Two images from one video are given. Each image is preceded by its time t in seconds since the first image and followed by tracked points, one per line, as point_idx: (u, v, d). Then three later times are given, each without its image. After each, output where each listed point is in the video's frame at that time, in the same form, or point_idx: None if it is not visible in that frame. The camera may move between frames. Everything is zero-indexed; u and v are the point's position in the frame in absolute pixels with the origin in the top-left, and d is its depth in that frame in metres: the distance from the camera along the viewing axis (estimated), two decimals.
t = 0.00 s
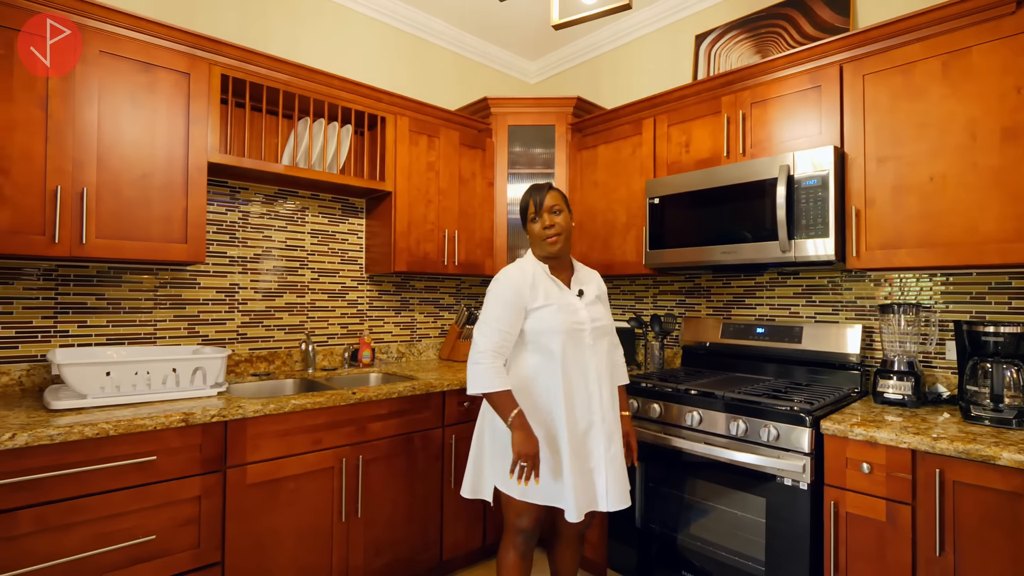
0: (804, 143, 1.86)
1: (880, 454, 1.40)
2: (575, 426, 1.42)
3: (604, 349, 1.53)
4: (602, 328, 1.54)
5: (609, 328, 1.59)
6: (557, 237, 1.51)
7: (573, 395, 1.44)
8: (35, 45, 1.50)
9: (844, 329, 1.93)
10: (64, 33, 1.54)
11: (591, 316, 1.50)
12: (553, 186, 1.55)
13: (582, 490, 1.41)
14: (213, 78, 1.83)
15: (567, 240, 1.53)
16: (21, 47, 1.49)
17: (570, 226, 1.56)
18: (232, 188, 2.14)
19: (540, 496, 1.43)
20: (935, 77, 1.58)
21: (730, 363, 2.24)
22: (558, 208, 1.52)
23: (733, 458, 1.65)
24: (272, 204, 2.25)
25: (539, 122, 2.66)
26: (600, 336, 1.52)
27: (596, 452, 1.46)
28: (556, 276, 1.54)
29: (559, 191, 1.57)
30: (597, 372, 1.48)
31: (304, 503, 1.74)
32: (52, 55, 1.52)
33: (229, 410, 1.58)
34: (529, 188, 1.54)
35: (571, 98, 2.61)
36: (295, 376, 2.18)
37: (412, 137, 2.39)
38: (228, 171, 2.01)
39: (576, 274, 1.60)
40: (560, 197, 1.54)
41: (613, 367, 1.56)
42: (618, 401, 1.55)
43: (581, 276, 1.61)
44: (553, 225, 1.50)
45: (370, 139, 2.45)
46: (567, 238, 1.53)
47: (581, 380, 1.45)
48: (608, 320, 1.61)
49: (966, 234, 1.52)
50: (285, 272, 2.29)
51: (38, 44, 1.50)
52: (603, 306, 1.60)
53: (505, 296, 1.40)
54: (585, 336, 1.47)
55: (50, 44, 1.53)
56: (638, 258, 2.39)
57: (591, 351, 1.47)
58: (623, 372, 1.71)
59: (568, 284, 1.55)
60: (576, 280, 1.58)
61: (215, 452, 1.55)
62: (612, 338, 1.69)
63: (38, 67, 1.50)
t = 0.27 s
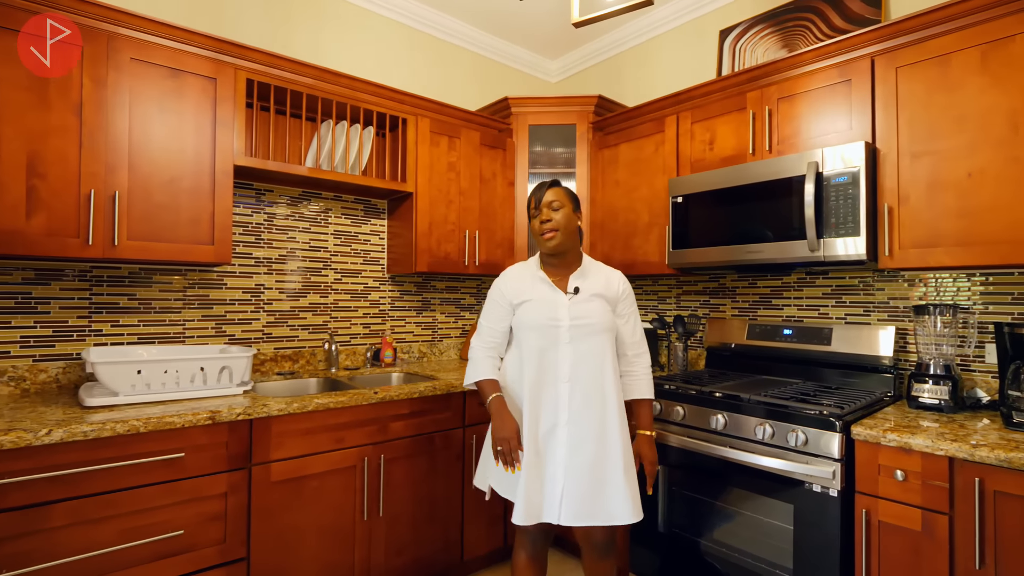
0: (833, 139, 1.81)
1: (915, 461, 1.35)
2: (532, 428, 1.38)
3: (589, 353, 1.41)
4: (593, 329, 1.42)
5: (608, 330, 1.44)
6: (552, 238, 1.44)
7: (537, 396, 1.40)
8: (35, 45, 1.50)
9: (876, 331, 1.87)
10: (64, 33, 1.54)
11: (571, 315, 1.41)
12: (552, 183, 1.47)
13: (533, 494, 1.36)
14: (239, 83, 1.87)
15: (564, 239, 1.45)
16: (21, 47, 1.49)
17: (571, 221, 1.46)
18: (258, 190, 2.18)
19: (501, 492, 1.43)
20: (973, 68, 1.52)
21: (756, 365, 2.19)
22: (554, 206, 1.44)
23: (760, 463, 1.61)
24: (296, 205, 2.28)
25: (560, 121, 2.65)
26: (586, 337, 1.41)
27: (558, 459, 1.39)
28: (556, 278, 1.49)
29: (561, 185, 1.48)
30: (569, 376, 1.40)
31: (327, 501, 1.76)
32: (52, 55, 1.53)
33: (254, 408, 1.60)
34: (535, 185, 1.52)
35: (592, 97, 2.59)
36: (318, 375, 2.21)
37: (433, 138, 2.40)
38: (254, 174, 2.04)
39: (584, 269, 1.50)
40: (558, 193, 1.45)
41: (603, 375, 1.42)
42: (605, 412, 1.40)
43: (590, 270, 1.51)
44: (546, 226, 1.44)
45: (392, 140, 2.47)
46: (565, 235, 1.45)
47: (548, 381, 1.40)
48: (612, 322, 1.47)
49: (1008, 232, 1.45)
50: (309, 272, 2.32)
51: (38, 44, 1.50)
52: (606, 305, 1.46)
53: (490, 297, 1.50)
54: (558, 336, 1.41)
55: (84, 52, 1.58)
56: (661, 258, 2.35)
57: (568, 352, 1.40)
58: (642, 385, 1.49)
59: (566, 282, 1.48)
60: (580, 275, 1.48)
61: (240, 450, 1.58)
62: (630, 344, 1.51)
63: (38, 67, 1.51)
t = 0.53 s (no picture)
0: (872, 134, 1.74)
1: (960, 472, 1.28)
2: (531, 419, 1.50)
3: (592, 353, 1.43)
4: (601, 329, 1.43)
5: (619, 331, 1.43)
6: (561, 244, 1.54)
7: (544, 390, 1.50)
8: (35, 45, 1.51)
9: (920, 334, 1.78)
10: (64, 33, 1.56)
11: (579, 316, 1.46)
12: (561, 189, 1.55)
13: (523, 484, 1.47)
14: (273, 90, 1.93)
15: (570, 243, 1.52)
16: (22, 48, 1.50)
17: (576, 224, 1.51)
18: (291, 194, 2.24)
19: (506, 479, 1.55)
20: None
21: (790, 369, 2.13)
22: (558, 214, 1.52)
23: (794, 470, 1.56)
24: (328, 208, 2.34)
25: (587, 121, 2.64)
26: (591, 338, 1.44)
27: (548, 455, 1.46)
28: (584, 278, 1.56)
29: (571, 189, 1.53)
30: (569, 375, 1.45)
31: (356, 498, 1.80)
32: (51, 55, 1.54)
33: (287, 406, 1.65)
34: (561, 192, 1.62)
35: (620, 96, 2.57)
36: (349, 375, 2.26)
37: (460, 140, 2.42)
38: (287, 179, 2.10)
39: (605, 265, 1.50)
40: (562, 200, 1.52)
41: (603, 377, 1.41)
42: (598, 415, 1.40)
43: (613, 265, 1.50)
44: (553, 234, 1.54)
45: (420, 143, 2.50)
46: (573, 240, 1.52)
47: (551, 377, 1.48)
48: (628, 322, 1.44)
49: None
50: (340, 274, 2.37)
51: (38, 44, 1.51)
52: (622, 304, 1.44)
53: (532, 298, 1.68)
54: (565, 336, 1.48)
55: (129, 65, 1.65)
56: (691, 258, 2.31)
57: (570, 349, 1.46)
58: (660, 389, 1.36)
59: (588, 281, 1.53)
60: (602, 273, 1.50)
61: (274, 447, 1.63)
62: (656, 344, 1.41)
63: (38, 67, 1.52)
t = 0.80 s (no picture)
0: (923, 127, 1.65)
1: (1020, 486, 1.20)
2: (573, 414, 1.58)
3: (626, 356, 1.47)
4: (636, 333, 1.46)
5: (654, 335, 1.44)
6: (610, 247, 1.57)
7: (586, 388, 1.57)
8: (35, 45, 1.40)
9: (978, 339, 1.68)
10: (63, 33, 1.52)
11: (617, 319, 1.51)
12: (612, 192, 1.56)
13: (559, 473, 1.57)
14: (311, 98, 1.99)
15: (618, 247, 1.55)
16: (23, 48, 1.36)
17: (624, 228, 1.52)
18: (330, 199, 2.31)
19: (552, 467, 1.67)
20: None
21: (835, 373, 2.05)
22: (608, 217, 1.55)
23: (838, 480, 1.50)
24: (365, 212, 2.40)
25: (620, 120, 2.62)
26: (626, 341, 1.47)
27: (580, 448, 1.54)
28: (635, 280, 1.59)
29: (620, 192, 1.54)
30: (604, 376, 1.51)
31: (390, 495, 1.84)
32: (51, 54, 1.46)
33: (325, 404, 1.70)
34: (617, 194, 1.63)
35: (654, 94, 2.55)
36: (384, 374, 2.31)
37: (493, 142, 2.44)
38: (326, 184, 2.17)
39: (651, 267, 1.51)
40: (612, 204, 1.54)
41: (632, 380, 1.43)
42: (623, 417, 1.43)
43: (659, 268, 1.50)
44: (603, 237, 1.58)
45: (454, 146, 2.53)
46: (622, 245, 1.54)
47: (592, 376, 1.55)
48: (664, 327, 1.44)
49: None
50: (376, 275, 2.43)
51: (39, 43, 1.40)
52: (660, 308, 1.44)
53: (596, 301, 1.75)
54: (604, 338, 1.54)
55: (178, 79, 1.74)
56: (728, 259, 2.26)
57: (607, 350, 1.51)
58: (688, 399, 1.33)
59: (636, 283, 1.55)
60: (648, 276, 1.52)
61: (312, 443, 1.68)
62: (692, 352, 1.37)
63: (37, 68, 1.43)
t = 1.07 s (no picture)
0: (980, 119, 1.56)
1: None
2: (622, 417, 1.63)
3: (667, 363, 1.49)
4: (678, 340, 1.47)
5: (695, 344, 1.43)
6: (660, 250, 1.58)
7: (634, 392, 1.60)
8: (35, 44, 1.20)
9: None
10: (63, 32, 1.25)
11: (662, 324, 1.53)
12: (664, 194, 1.55)
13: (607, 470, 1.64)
14: (348, 106, 2.04)
15: (667, 251, 1.55)
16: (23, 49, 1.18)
17: (674, 234, 1.52)
18: (367, 203, 2.37)
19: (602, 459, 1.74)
20: None
21: (884, 380, 1.95)
22: (659, 220, 1.55)
23: (885, 492, 1.44)
24: (401, 215, 2.44)
25: (655, 119, 2.59)
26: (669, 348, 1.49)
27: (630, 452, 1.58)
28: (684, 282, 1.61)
29: (671, 195, 1.53)
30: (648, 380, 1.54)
31: (424, 494, 1.86)
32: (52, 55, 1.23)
33: (360, 403, 1.74)
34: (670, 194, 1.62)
35: (690, 91, 2.52)
36: (419, 375, 2.34)
37: (525, 144, 2.44)
38: (362, 188, 2.22)
39: (700, 272, 1.51)
40: (663, 207, 1.54)
41: (673, 389, 1.45)
42: (665, 426, 1.45)
43: (706, 274, 1.49)
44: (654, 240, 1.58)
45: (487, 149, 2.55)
46: (673, 247, 1.53)
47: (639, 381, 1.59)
48: (706, 337, 1.42)
49: None
50: (411, 277, 2.47)
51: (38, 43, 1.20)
52: (702, 317, 1.43)
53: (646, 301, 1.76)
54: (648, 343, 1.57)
55: (222, 90, 1.82)
56: (768, 260, 2.19)
57: (653, 356, 1.54)
58: (731, 415, 1.32)
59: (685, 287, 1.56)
60: (695, 281, 1.51)
61: (348, 442, 1.73)
62: (734, 366, 1.34)
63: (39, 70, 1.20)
